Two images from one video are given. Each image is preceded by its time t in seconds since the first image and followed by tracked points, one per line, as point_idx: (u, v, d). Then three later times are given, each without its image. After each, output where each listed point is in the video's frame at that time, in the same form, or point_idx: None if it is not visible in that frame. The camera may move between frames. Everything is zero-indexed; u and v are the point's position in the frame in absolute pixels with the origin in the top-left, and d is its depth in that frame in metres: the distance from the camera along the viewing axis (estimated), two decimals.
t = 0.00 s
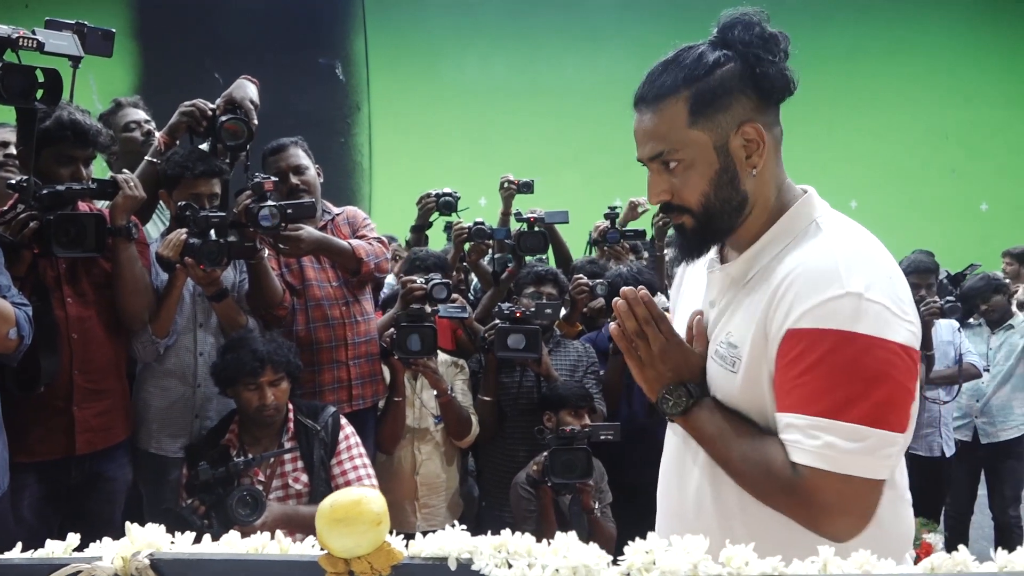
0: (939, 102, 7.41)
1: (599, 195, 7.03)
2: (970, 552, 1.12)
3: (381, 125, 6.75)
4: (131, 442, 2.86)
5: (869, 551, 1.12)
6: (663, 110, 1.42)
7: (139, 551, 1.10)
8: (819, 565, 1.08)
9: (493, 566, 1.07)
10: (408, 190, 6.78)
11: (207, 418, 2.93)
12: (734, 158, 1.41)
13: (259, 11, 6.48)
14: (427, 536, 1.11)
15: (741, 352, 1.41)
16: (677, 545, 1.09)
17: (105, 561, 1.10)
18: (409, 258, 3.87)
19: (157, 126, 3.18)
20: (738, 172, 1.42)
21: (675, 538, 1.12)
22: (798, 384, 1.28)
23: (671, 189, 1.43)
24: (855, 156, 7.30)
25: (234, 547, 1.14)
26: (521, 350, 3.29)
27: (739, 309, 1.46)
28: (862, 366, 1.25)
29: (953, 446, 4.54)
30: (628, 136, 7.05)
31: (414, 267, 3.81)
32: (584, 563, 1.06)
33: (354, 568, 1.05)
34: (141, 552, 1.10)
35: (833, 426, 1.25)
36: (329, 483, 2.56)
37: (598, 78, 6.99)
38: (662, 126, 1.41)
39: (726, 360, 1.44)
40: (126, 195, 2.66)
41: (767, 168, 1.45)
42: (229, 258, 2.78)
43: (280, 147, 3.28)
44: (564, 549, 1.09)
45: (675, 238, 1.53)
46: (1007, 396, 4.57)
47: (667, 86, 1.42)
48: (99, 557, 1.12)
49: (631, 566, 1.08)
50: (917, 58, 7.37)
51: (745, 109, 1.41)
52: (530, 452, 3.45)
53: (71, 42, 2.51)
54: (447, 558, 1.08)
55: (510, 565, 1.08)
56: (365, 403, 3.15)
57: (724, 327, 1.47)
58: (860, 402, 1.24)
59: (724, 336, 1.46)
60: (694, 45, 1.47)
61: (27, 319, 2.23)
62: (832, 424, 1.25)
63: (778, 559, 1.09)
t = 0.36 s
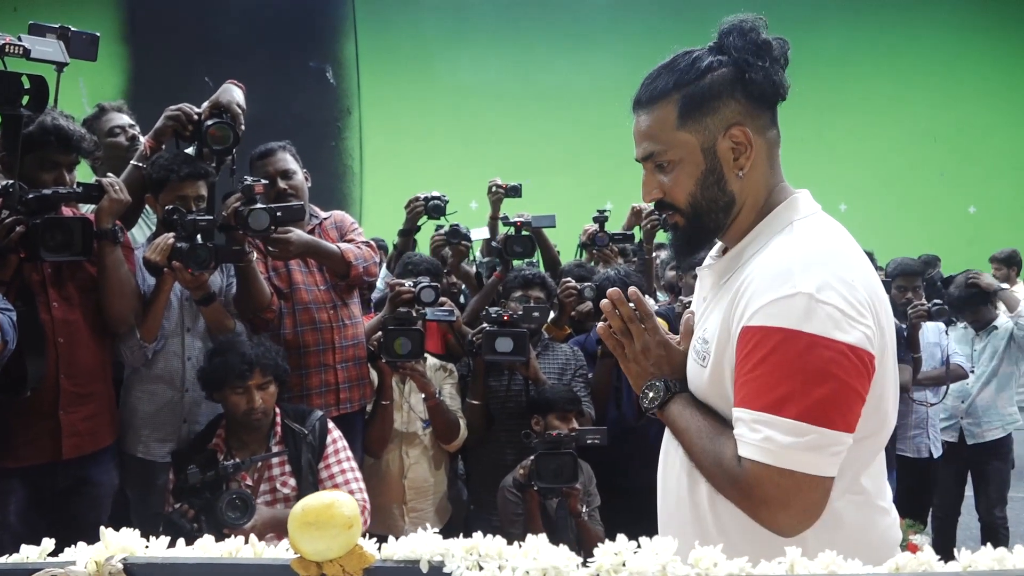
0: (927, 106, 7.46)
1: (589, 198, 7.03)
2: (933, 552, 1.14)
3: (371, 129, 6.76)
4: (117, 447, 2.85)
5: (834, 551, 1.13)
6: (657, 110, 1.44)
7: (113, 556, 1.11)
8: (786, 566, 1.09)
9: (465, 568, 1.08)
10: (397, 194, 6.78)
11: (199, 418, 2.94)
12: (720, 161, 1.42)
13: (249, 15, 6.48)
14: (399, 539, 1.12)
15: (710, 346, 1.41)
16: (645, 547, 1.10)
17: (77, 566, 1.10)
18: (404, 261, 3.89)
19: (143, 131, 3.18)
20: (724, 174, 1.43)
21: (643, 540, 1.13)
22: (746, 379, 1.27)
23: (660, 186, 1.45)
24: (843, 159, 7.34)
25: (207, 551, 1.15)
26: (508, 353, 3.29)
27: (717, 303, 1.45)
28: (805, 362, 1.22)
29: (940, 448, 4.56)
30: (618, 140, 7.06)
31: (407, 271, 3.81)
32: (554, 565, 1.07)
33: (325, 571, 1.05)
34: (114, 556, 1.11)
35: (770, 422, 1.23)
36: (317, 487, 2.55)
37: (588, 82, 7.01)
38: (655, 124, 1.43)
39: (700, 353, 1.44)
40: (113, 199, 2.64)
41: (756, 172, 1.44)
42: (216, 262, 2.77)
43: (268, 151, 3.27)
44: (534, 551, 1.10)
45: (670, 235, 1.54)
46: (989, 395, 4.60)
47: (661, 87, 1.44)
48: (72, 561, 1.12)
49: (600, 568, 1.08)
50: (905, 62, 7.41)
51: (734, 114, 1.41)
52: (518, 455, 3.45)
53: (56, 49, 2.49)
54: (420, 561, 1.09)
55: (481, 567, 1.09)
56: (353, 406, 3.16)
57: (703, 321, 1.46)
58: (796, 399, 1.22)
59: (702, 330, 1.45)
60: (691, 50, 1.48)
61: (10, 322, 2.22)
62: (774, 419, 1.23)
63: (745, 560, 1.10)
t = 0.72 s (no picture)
0: (921, 108, 7.48)
1: (585, 202, 7.04)
2: (917, 551, 1.15)
3: (367, 133, 6.77)
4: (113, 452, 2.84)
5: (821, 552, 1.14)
6: (705, 118, 1.37)
7: (105, 558, 1.12)
8: (771, 567, 1.11)
9: (454, 569, 1.09)
10: (394, 198, 6.80)
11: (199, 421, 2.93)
12: (763, 170, 1.40)
13: (245, 19, 6.49)
14: (389, 541, 1.13)
15: (737, 335, 1.39)
16: (632, 548, 1.11)
17: (70, 568, 1.11)
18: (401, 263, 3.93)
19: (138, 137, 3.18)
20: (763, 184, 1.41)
21: (631, 541, 1.14)
22: (803, 356, 1.26)
23: (705, 196, 1.38)
24: (838, 162, 7.37)
25: (199, 554, 1.16)
26: (504, 356, 3.30)
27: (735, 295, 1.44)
28: (858, 331, 1.23)
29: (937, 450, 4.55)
30: (614, 143, 7.07)
31: (402, 273, 3.83)
32: (542, 566, 1.08)
33: (315, 572, 1.06)
34: (106, 559, 1.11)
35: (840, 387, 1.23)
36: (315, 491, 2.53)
37: (583, 86, 7.02)
38: (705, 133, 1.36)
39: (724, 343, 1.41)
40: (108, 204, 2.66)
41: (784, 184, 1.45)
42: (211, 266, 2.77)
43: (264, 156, 3.28)
44: (523, 552, 1.11)
45: (689, 238, 1.49)
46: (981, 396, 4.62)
47: (708, 96, 1.37)
48: (66, 564, 1.13)
49: (587, 568, 1.09)
50: (900, 65, 7.44)
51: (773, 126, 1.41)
52: (515, 458, 3.45)
53: (47, 54, 2.51)
54: (409, 562, 1.10)
55: (470, 568, 1.10)
56: (349, 410, 3.16)
57: (721, 315, 1.45)
58: (862, 366, 1.23)
59: (722, 321, 1.43)
60: (720, 64, 1.44)
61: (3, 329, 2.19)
62: (844, 382, 1.23)
63: (732, 561, 1.12)
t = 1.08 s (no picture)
0: (921, 108, 7.49)
1: (586, 202, 7.05)
2: (919, 545, 1.17)
3: (368, 134, 6.78)
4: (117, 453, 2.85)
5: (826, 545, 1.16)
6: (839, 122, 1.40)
7: (116, 554, 1.13)
8: (775, 561, 1.13)
9: (461, 564, 1.10)
10: (395, 200, 6.81)
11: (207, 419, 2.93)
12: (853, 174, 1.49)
13: (245, 22, 6.50)
14: (397, 537, 1.14)
15: (873, 317, 1.43)
16: (638, 543, 1.12)
17: (82, 564, 1.13)
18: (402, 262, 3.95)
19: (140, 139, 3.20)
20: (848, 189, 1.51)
21: (636, 536, 1.15)
22: (983, 320, 1.35)
23: (826, 196, 1.42)
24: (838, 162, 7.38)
25: (210, 550, 1.17)
26: (506, 356, 3.31)
27: (836, 285, 1.46)
28: (997, 289, 1.38)
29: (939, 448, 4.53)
30: (614, 144, 7.08)
31: (403, 273, 3.84)
32: (549, 560, 1.09)
33: (325, 568, 1.07)
34: (118, 555, 1.13)
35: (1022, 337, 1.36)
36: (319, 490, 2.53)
37: (583, 86, 7.03)
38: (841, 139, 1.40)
39: (858, 325, 1.43)
40: (111, 206, 2.65)
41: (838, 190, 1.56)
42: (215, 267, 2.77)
43: (267, 157, 3.29)
44: (530, 547, 1.12)
45: (795, 248, 1.47)
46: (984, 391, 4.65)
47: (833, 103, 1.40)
48: (78, 560, 1.14)
49: (593, 563, 1.10)
50: (899, 65, 7.45)
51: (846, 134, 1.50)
52: (517, 457, 3.47)
53: (50, 57, 2.52)
54: (418, 557, 1.11)
55: (477, 563, 1.11)
56: (352, 410, 3.16)
57: (832, 306, 1.46)
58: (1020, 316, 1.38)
59: (840, 306, 1.45)
60: (800, 70, 1.47)
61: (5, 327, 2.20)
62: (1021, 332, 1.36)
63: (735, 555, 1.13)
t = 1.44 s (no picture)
0: (917, 108, 7.49)
1: (583, 203, 7.05)
2: (946, 541, 1.17)
3: (365, 135, 6.77)
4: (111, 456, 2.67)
5: (852, 541, 1.17)
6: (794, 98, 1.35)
7: (136, 553, 1.12)
8: (802, 557, 1.12)
9: (486, 562, 1.09)
10: (393, 201, 6.79)
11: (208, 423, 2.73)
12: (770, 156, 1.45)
13: (241, 21, 6.48)
14: (419, 535, 1.14)
15: None
16: (665, 540, 1.12)
17: (101, 564, 1.12)
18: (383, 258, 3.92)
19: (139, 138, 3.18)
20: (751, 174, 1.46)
21: (662, 533, 1.15)
22: None
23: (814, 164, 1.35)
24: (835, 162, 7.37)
25: (230, 549, 1.16)
26: (504, 349, 3.29)
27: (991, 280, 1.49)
28: None
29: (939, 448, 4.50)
30: (612, 144, 7.08)
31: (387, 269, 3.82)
32: (576, 558, 1.09)
33: (349, 567, 1.06)
34: (137, 554, 1.12)
35: None
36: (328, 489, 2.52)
37: (580, 86, 7.02)
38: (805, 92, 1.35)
39: None
40: (102, 201, 2.54)
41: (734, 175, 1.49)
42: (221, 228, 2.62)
43: (262, 154, 3.25)
44: (556, 544, 1.11)
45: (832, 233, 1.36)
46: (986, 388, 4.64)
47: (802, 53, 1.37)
48: (97, 560, 1.14)
49: (620, 560, 1.10)
50: (896, 65, 7.45)
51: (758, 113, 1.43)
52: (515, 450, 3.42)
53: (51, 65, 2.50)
54: (441, 555, 1.10)
55: (502, 561, 1.10)
56: (340, 417, 2.95)
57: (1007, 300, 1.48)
58: None
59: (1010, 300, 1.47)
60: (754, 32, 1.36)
61: (12, 339, 2.18)
62: None
63: (763, 552, 1.13)
